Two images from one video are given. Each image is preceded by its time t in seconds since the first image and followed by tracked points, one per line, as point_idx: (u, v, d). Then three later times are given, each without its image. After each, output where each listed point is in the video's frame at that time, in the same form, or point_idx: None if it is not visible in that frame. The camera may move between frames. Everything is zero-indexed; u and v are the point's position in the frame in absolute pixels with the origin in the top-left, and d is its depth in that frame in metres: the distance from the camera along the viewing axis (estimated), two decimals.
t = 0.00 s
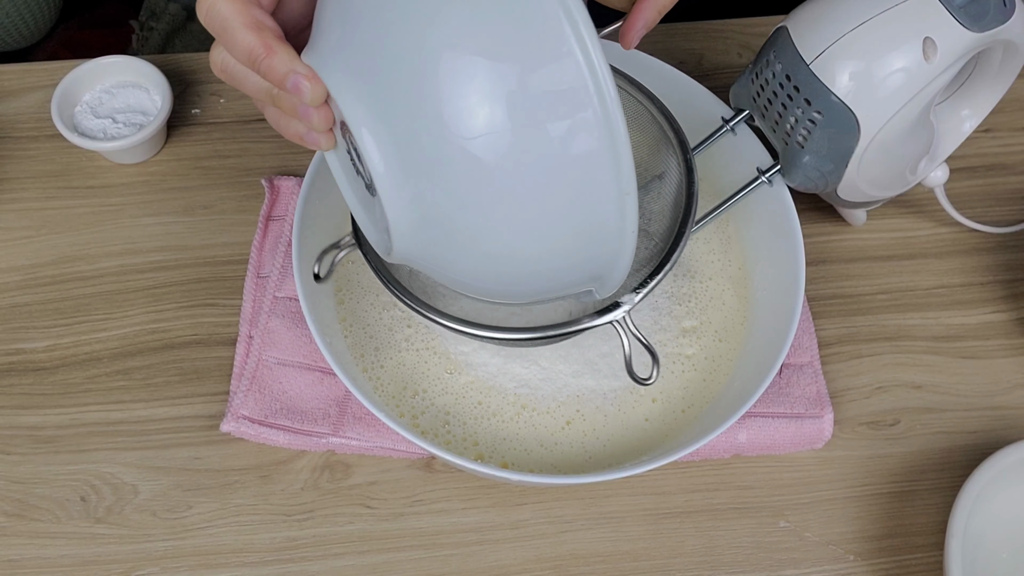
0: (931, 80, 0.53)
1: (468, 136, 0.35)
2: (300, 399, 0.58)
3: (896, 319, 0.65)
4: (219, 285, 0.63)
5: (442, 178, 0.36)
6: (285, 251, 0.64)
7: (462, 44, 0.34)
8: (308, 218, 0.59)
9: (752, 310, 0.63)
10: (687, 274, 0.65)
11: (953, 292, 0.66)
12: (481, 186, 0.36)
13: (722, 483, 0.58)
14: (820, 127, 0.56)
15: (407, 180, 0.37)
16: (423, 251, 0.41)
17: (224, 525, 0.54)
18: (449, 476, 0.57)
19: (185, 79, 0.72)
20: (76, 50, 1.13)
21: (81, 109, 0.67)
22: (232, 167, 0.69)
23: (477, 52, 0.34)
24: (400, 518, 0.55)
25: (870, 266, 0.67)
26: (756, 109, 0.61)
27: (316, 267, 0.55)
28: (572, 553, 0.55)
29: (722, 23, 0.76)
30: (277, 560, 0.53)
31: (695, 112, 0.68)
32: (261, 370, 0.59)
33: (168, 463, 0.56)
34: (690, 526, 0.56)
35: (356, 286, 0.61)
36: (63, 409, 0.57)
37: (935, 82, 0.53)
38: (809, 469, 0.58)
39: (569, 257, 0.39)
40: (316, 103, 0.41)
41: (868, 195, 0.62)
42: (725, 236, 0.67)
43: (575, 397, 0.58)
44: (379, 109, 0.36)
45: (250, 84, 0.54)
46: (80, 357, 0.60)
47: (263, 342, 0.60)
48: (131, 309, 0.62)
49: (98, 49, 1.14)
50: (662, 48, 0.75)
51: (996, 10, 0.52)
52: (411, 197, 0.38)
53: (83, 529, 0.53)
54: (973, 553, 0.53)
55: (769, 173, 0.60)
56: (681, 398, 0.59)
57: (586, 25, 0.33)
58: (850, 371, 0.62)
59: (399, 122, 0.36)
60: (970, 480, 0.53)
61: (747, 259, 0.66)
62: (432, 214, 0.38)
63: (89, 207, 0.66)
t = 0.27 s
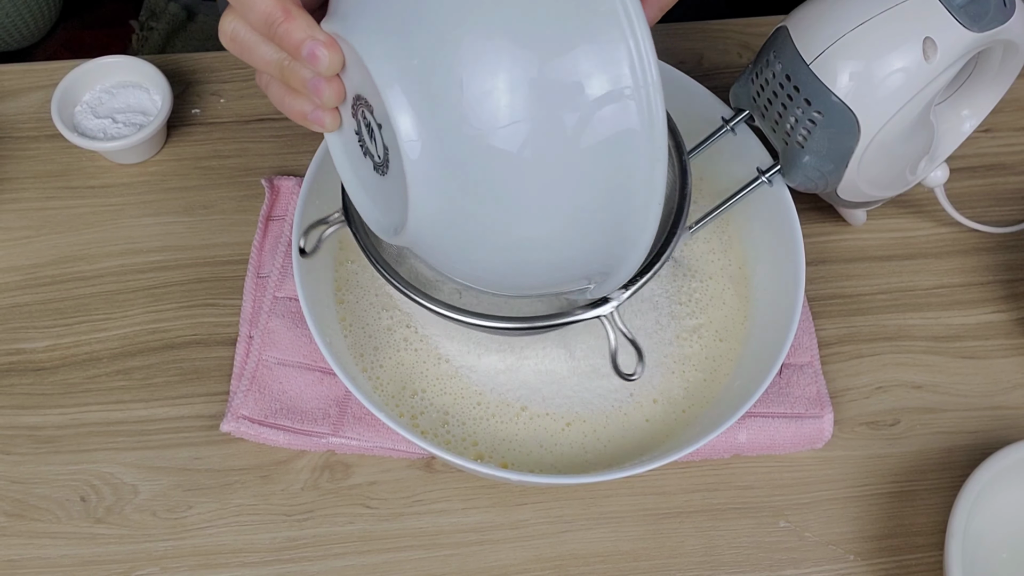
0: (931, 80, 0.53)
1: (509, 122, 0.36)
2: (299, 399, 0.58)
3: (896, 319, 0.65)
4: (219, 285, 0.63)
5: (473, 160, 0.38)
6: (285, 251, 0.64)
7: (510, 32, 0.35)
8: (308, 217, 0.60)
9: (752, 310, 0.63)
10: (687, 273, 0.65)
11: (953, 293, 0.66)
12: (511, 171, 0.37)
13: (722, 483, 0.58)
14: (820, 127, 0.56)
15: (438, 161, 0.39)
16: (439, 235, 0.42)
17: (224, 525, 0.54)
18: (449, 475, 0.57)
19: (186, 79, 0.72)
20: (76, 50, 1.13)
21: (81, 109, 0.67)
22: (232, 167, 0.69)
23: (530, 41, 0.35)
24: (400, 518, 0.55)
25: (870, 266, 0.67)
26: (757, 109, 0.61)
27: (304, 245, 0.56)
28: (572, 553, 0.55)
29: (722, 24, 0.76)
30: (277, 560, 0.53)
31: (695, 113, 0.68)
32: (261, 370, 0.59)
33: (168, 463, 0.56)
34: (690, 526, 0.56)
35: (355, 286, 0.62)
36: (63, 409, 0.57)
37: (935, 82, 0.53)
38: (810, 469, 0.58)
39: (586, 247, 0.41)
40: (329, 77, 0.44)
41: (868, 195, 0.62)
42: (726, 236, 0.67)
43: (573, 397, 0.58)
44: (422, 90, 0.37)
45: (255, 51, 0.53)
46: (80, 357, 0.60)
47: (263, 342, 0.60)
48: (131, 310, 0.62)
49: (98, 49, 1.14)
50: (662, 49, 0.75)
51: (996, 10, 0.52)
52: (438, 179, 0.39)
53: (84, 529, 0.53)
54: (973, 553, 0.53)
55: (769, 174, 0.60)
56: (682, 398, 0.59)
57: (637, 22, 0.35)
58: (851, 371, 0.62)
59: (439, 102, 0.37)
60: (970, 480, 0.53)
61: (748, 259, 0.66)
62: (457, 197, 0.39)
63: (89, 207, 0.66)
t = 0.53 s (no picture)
0: (931, 80, 0.53)
1: (542, 113, 0.35)
2: (299, 400, 0.58)
3: (897, 319, 0.65)
4: (219, 285, 0.63)
5: (498, 148, 0.36)
6: (285, 250, 0.64)
7: (558, 20, 0.34)
8: (308, 217, 0.59)
9: (753, 310, 0.63)
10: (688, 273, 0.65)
11: (954, 292, 0.66)
12: (536, 164, 0.36)
13: (722, 484, 0.57)
14: (820, 127, 0.56)
15: (457, 148, 0.36)
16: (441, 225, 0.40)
17: (223, 526, 0.54)
18: (449, 476, 0.57)
19: (185, 79, 0.72)
20: (76, 50, 1.13)
21: (81, 108, 0.67)
22: (232, 166, 0.69)
23: (571, 27, 0.34)
24: (400, 518, 0.55)
25: (870, 266, 0.67)
26: (757, 109, 0.61)
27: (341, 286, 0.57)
28: (572, 553, 0.54)
29: (722, 23, 0.76)
30: (277, 560, 0.53)
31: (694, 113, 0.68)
32: (261, 370, 0.58)
33: (167, 463, 0.56)
34: (691, 527, 0.56)
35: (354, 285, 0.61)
36: (62, 409, 0.57)
37: (936, 82, 0.53)
38: (810, 469, 0.58)
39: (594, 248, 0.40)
40: (340, 49, 0.43)
41: (869, 195, 0.62)
42: (727, 235, 0.67)
43: (573, 398, 0.58)
44: (451, 67, 0.35)
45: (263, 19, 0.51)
46: (79, 357, 0.59)
47: (263, 342, 0.60)
48: (131, 309, 0.62)
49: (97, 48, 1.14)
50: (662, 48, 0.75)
51: (996, 10, 0.52)
52: (452, 167, 0.37)
53: (83, 529, 0.53)
54: (974, 554, 0.52)
55: (769, 174, 0.60)
56: (683, 398, 0.59)
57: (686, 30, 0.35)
58: (851, 371, 0.62)
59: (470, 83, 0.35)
60: (970, 481, 0.53)
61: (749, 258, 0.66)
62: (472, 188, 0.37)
63: (89, 207, 0.66)
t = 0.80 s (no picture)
0: (932, 80, 0.53)
1: (576, 96, 0.35)
2: (299, 400, 0.58)
3: (897, 319, 0.65)
4: (219, 285, 0.63)
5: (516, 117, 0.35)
6: (285, 250, 0.64)
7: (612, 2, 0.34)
8: (308, 217, 0.59)
9: (753, 310, 0.63)
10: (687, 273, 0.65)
11: (954, 292, 0.66)
12: (563, 146, 0.36)
13: (722, 483, 0.57)
14: (820, 127, 0.56)
15: (488, 121, 0.36)
16: (445, 186, 0.39)
17: (224, 526, 0.54)
18: (449, 476, 0.57)
19: (185, 79, 0.72)
20: (76, 50, 1.13)
21: (81, 109, 0.67)
22: (232, 166, 0.69)
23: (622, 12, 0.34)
24: (400, 519, 0.55)
25: (870, 266, 0.67)
26: (757, 109, 0.61)
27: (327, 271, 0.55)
28: (572, 553, 0.54)
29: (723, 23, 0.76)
30: (277, 560, 0.53)
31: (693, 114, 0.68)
32: (261, 370, 0.58)
33: (167, 463, 0.56)
34: (691, 527, 0.56)
35: (354, 285, 0.61)
36: (62, 409, 0.57)
37: (936, 82, 0.53)
38: (810, 469, 0.58)
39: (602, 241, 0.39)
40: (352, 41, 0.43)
41: (868, 195, 0.62)
42: (727, 235, 0.67)
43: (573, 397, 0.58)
44: (513, 38, 0.35)
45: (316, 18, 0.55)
46: (79, 357, 0.59)
47: (263, 342, 0.60)
48: (131, 309, 0.62)
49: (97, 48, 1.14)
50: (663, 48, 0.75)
51: (996, 10, 0.52)
52: (475, 141, 0.37)
53: (83, 530, 0.53)
54: (974, 554, 0.52)
55: (769, 174, 0.60)
56: (683, 398, 0.59)
57: (763, 58, 0.36)
58: (851, 371, 0.62)
59: (532, 46, 0.34)
60: (970, 481, 0.53)
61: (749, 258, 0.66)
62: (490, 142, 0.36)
63: (89, 207, 0.66)
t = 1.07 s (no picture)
0: (932, 79, 0.53)
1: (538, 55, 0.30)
2: (299, 400, 0.58)
3: (897, 319, 0.65)
4: (219, 285, 0.63)
5: (477, 72, 0.31)
6: (285, 250, 0.64)
7: None
8: (308, 218, 0.59)
9: (753, 310, 0.63)
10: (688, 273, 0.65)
11: (954, 292, 0.66)
12: (530, 115, 0.32)
13: (722, 483, 0.57)
14: (820, 127, 0.56)
15: (438, 91, 0.32)
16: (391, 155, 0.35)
17: (224, 526, 0.54)
18: (449, 476, 0.57)
19: (185, 79, 0.72)
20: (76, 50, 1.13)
21: (81, 109, 0.67)
22: (232, 166, 0.69)
23: None
24: (400, 519, 0.55)
25: (870, 266, 0.67)
26: (757, 109, 0.61)
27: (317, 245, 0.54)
28: (572, 553, 0.54)
29: (722, 23, 0.76)
30: (277, 560, 0.53)
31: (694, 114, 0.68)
32: (261, 371, 0.58)
33: (167, 463, 0.56)
34: (690, 527, 0.56)
35: (354, 286, 0.61)
36: (62, 409, 0.57)
37: (936, 82, 0.53)
38: (810, 469, 0.58)
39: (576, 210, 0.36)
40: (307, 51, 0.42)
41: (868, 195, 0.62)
42: (727, 236, 0.67)
43: (572, 398, 0.58)
44: None
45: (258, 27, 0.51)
46: (79, 357, 0.59)
47: (263, 342, 0.60)
48: (131, 310, 0.62)
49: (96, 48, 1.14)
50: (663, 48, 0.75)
51: (996, 10, 0.52)
52: (441, 113, 0.32)
53: (83, 529, 0.53)
54: (974, 554, 0.52)
55: (769, 173, 0.60)
56: (682, 399, 0.59)
57: None
58: (851, 371, 0.62)
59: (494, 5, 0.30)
60: (970, 481, 0.53)
61: (749, 258, 0.66)
62: (452, 114, 0.32)
63: (89, 207, 0.66)
